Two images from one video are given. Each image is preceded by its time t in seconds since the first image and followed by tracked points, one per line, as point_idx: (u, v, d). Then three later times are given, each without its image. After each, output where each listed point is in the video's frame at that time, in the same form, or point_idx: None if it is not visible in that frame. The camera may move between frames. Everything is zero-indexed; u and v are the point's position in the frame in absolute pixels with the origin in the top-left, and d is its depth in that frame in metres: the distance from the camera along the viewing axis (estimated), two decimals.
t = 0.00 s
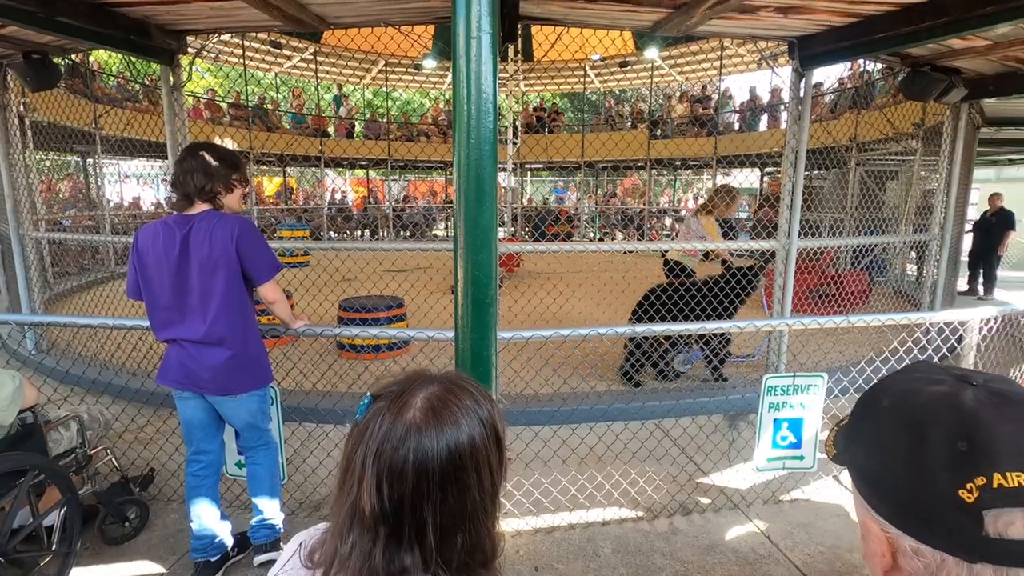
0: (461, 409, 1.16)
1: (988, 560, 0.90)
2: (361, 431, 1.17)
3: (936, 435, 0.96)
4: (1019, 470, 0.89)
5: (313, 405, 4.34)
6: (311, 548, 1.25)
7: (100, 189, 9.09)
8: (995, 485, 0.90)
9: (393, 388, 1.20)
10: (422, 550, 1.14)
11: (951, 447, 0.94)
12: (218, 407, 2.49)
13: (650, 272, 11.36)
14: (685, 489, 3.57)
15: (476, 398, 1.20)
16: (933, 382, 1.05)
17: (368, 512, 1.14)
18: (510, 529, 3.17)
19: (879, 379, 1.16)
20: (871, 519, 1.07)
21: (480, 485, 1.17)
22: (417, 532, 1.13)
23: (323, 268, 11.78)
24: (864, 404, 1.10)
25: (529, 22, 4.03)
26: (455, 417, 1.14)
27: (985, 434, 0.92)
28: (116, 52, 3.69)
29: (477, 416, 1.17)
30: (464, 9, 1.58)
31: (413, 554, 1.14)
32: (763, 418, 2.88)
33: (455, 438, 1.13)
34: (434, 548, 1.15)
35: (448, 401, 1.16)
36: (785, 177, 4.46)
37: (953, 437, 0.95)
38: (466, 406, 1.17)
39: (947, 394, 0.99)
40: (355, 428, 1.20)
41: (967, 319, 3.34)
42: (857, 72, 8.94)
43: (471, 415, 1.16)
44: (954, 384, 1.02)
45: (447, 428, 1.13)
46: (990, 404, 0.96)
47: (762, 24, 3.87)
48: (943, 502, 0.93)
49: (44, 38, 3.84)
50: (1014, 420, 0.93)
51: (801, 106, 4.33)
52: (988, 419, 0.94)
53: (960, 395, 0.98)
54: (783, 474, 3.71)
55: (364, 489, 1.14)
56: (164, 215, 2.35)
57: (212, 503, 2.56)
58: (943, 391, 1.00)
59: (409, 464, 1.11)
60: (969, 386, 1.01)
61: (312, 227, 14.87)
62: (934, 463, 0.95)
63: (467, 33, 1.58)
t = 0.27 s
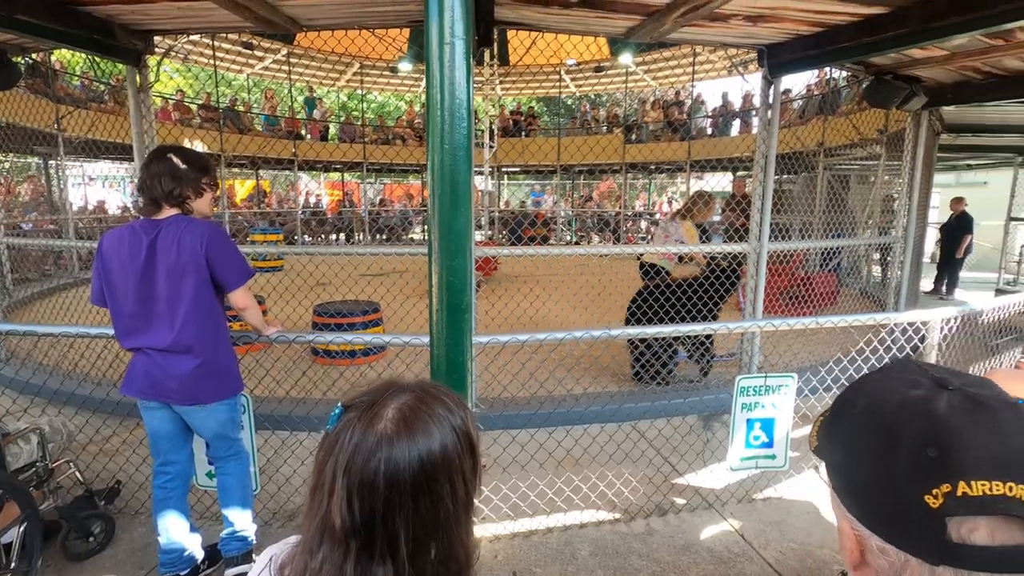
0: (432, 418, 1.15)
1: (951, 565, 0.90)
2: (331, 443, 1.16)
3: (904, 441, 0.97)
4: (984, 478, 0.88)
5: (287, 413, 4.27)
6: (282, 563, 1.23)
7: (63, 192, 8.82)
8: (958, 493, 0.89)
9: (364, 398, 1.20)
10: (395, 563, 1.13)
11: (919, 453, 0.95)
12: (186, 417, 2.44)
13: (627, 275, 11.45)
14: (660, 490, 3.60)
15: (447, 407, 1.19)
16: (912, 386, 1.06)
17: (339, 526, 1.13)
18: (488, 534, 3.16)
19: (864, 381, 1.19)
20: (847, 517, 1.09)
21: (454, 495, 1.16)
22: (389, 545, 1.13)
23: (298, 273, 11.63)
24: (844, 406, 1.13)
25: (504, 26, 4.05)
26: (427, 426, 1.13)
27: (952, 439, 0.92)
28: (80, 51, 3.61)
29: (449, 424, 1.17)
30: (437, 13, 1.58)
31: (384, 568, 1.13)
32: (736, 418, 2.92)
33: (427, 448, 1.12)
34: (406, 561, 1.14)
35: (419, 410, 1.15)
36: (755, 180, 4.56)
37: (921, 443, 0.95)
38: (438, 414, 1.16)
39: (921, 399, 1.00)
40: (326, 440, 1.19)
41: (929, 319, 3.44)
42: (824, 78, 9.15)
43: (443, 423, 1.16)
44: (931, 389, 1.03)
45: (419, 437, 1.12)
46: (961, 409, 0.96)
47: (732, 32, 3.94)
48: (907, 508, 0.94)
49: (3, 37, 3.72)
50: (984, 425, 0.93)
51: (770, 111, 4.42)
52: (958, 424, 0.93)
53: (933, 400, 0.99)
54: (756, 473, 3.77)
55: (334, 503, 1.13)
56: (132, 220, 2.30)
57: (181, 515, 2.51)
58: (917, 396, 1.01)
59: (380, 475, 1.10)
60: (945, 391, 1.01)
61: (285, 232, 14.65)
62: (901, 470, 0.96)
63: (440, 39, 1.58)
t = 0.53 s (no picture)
0: (367, 442, 1.09)
1: None
2: (262, 470, 1.09)
3: (825, 471, 1.08)
4: (894, 513, 1.01)
5: (262, 422, 4.21)
6: None
7: (36, 196, 8.63)
8: (869, 525, 1.01)
9: (299, 423, 1.13)
10: None
11: (837, 484, 1.06)
12: (151, 431, 2.40)
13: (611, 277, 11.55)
14: (634, 495, 3.63)
15: (384, 430, 1.13)
16: (839, 413, 1.17)
17: (268, 558, 1.05)
18: (462, 543, 3.14)
19: (797, 402, 1.29)
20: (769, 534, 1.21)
21: (390, 523, 1.09)
22: None
23: (279, 278, 11.51)
24: (776, 425, 1.24)
25: (479, 33, 4.07)
26: (360, 451, 1.07)
27: (869, 476, 1.04)
28: (47, 57, 3.55)
29: (386, 449, 1.10)
30: (391, 23, 1.48)
31: None
32: (708, 423, 2.96)
33: (360, 473, 1.05)
34: None
35: (354, 435, 1.08)
36: (729, 185, 4.64)
37: (840, 475, 1.07)
38: (373, 438, 1.10)
39: (846, 430, 1.12)
40: (258, 467, 1.12)
41: (895, 323, 3.54)
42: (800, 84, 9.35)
43: (378, 447, 1.09)
44: (857, 418, 1.14)
45: (351, 463, 1.05)
46: (880, 444, 1.08)
47: (703, 40, 4.01)
48: (822, 534, 1.05)
49: None
50: (900, 463, 1.05)
51: (742, 118, 4.50)
52: (876, 460, 1.06)
53: (857, 433, 1.10)
54: (729, 476, 3.82)
55: (262, 533, 1.05)
56: (93, 232, 2.27)
57: (147, 531, 2.46)
58: (843, 426, 1.13)
59: (308, 503, 1.03)
60: (869, 421, 1.13)
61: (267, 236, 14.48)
62: (820, 498, 1.07)
63: (395, 52, 1.48)
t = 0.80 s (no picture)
0: (261, 463, 1.02)
1: None
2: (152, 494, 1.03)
3: (705, 496, 1.17)
4: (763, 545, 1.10)
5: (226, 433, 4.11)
6: None
7: None
8: (739, 554, 1.11)
9: (196, 444, 1.08)
10: None
11: (714, 509, 1.16)
12: (95, 447, 2.31)
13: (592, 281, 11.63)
14: (597, 499, 3.65)
15: (283, 450, 1.06)
16: (727, 434, 1.24)
17: None
18: (422, 552, 3.09)
19: (694, 416, 1.36)
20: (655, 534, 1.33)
21: (283, 550, 1.02)
22: None
23: (252, 283, 11.28)
24: (673, 440, 1.31)
25: (444, 39, 4.07)
26: (251, 473, 1.00)
27: (743, 506, 1.13)
28: None
29: (282, 471, 1.04)
30: (318, 17, 1.30)
31: None
32: (669, 426, 3.00)
33: (251, 498, 0.99)
34: None
35: (248, 456, 1.02)
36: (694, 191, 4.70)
37: (717, 500, 1.16)
38: (269, 459, 1.04)
39: (729, 456, 1.19)
40: (151, 490, 1.06)
41: (850, 325, 3.64)
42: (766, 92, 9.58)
43: (274, 469, 1.03)
44: (742, 441, 1.21)
45: (241, 488, 0.99)
46: (758, 473, 1.15)
47: (662, 47, 4.07)
48: (698, 557, 1.15)
49: None
50: (775, 494, 1.13)
51: (704, 125, 4.58)
52: (752, 491, 1.14)
53: (738, 460, 1.18)
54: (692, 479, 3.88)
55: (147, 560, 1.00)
56: (30, 243, 2.18)
57: (92, 551, 2.37)
58: (728, 450, 1.20)
59: (191, 530, 0.97)
60: (752, 446, 1.20)
61: (238, 241, 14.17)
62: (700, 522, 1.17)
63: (324, 62, 1.32)
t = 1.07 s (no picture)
0: (204, 475, 0.99)
1: None
2: (90, 509, 1.00)
3: (643, 505, 1.22)
4: (695, 556, 1.15)
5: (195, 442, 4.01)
6: None
7: None
8: (671, 564, 1.17)
9: (138, 456, 1.04)
10: None
11: (651, 517, 1.21)
12: (51, 460, 2.22)
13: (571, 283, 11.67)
14: (572, 502, 3.65)
15: (230, 461, 1.04)
16: (670, 441, 1.28)
17: None
18: (395, 560, 3.05)
19: (645, 418, 1.40)
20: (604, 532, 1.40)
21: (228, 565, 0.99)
22: None
23: (225, 289, 11.06)
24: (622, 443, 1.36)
25: (416, 42, 4.05)
26: (193, 486, 0.98)
27: (677, 516, 1.18)
28: None
29: (227, 482, 1.01)
30: (272, 20, 1.28)
31: None
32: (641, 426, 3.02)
33: (193, 511, 0.96)
34: None
35: (191, 468, 0.99)
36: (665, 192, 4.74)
37: (654, 509, 1.21)
38: (214, 471, 1.01)
39: (668, 465, 1.23)
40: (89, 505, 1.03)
41: (817, 324, 3.70)
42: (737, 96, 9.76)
43: (219, 481, 1.00)
44: (682, 449, 1.25)
45: (183, 501, 0.96)
46: (694, 484, 1.19)
47: (632, 52, 4.11)
48: (635, 563, 1.21)
49: None
50: (708, 505, 1.17)
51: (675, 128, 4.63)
52: (686, 502, 1.18)
53: (676, 470, 1.22)
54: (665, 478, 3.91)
55: None
56: None
57: (49, 567, 2.30)
58: (668, 458, 1.24)
59: (129, 545, 0.93)
60: (691, 455, 1.23)
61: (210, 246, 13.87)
62: (639, 528, 1.23)
63: (279, 63, 1.29)
